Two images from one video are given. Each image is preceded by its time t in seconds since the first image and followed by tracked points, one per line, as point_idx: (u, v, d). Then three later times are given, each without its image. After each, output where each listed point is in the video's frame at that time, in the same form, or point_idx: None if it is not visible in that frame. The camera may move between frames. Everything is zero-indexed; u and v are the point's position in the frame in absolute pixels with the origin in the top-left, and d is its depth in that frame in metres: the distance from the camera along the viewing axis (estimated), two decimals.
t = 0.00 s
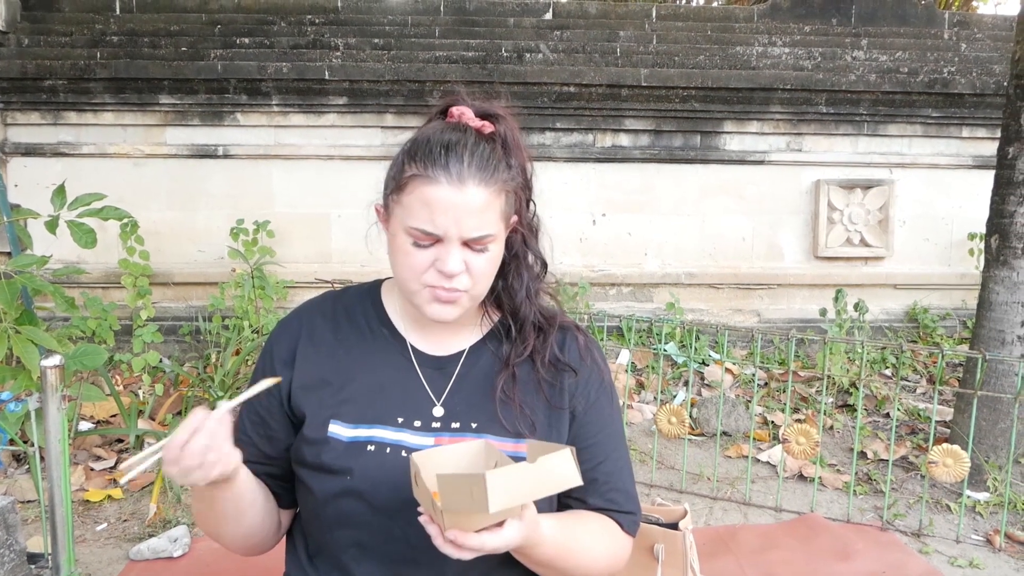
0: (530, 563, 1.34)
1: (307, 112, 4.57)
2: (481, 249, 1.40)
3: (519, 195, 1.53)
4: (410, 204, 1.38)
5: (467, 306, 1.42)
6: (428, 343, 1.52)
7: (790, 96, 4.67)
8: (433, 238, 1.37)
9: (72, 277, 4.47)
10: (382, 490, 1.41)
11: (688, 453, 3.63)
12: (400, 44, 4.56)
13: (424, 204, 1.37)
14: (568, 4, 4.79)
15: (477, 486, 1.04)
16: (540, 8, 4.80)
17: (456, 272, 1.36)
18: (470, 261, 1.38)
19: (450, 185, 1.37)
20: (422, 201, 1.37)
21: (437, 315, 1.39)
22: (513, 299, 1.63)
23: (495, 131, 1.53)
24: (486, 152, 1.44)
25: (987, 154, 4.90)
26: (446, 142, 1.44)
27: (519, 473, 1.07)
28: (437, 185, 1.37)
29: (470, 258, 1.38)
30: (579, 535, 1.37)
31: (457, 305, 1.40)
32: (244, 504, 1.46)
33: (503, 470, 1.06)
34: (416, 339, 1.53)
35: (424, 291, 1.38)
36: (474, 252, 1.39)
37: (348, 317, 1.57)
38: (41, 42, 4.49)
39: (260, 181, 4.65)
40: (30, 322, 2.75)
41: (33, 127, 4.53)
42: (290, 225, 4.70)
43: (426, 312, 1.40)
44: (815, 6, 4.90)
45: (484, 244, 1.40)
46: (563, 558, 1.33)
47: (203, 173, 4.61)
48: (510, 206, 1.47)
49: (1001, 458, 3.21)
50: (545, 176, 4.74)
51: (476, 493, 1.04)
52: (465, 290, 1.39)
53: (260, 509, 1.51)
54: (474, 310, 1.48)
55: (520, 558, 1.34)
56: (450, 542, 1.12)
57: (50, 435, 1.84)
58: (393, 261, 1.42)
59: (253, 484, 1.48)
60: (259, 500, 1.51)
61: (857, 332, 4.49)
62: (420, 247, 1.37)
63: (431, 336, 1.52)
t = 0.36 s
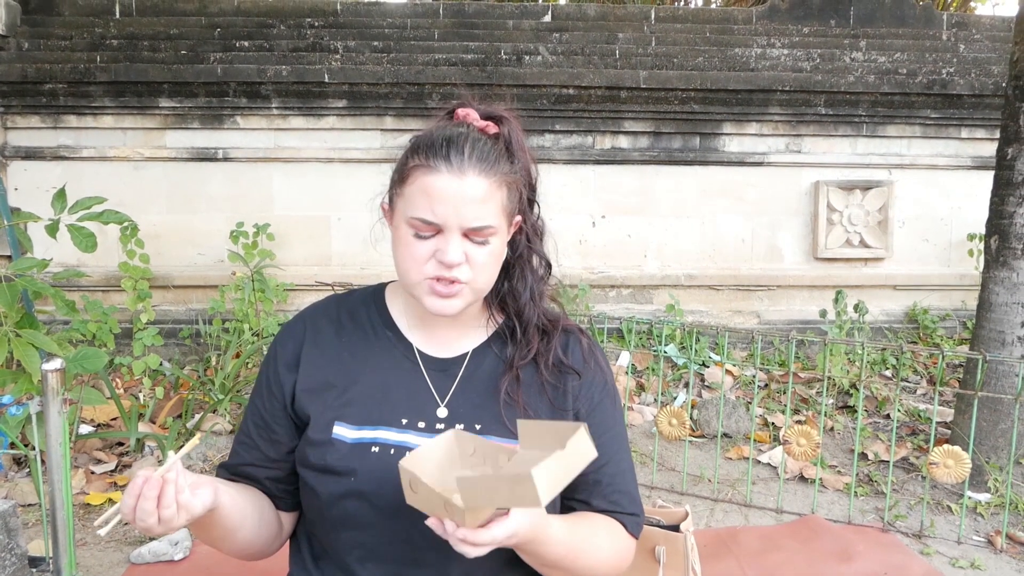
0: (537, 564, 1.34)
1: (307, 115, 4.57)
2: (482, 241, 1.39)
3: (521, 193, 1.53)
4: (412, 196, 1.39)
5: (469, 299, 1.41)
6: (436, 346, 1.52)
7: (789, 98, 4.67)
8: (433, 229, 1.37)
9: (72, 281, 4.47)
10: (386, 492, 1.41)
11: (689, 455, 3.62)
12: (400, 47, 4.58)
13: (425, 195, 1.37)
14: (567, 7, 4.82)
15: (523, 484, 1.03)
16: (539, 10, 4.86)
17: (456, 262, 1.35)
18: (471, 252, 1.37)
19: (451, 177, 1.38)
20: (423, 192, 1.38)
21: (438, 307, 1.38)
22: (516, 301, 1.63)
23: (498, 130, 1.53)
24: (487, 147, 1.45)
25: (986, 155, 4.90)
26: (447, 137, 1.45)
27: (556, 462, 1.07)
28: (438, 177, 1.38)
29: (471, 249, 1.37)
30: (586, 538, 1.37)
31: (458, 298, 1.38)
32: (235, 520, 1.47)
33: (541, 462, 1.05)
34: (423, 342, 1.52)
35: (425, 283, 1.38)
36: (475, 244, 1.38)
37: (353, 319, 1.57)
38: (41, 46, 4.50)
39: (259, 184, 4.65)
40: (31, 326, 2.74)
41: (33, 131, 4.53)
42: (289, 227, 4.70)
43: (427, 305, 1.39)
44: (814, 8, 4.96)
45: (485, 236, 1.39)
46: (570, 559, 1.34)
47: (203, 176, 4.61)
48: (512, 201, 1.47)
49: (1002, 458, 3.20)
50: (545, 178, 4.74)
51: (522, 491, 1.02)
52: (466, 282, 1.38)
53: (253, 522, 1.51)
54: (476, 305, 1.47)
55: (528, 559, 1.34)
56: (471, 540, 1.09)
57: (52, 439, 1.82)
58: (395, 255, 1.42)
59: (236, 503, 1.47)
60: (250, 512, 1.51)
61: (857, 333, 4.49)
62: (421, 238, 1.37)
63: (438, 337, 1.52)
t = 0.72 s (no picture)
0: (538, 565, 1.34)
1: (306, 116, 4.56)
2: (478, 244, 1.39)
3: (518, 194, 1.53)
4: (408, 198, 1.39)
5: (465, 300, 1.41)
6: (436, 349, 1.52)
7: (788, 99, 4.68)
8: (429, 232, 1.37)
9: (70, 282, 4.47)
10: (382, 493, 1.41)
11: (688, 456, 3.62)
12: (399, 48, 4.58)
13: (421, 197, 1.37)
14: (566, 8, 4.82)
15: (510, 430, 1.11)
16: (538, 12, 4.85)
17: (451, 265, 1.35)
18: (466, 254, 1.37)
19: (447, 179, 1.38)
20: (419, 194, 1.37)
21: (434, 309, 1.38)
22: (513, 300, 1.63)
23: (494, 131, 1.53)
24: (483, 149, 1.45)
25: (985, 155, 4.90)
26: (443, 138, 1.45)
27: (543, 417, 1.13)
28: (434, 179, 1.38)
29: (466, 251, 1.38)
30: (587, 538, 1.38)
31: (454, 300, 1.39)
32: (234, 518, 1.47)
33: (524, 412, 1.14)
34: (423, 347, 1.53)
35: (420, 285, 1.38)
36: (471, 246, 1.38)
37: (350, 322, 1.57)
38: (40, 47, 4.49)
39: (258, 185, 4.65)
40: (29, 328, 2.74)
41: (32, 132, 4.53)
42: (288, 228, 4.70)
43: (422, 306, 1.39)
44: (812, 10, 4.96)
45: (481, 238, 1.39)
46: (571, 558, 1.34)
47: (202, 178, 4.61)
48: (508, 202, 1.47)
49: (1001, 459, 3.21)
50: (543, 179, 4.74)
51: (512, 439, 1.10)
52: (461, 284, 1.39)
53: (251, 523, 1.51)
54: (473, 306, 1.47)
55: (529, 560, 1.34)
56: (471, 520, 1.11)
57: (50, 440, 1.79)
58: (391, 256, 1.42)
59: (234, 502, 1.47)
60: (248, 513, 1.51)
61: (857, 333, 4.49)
62: (416, 240, 1.37)
63: (438, 341, 1.53)
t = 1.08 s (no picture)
0: (536, 564, 1.34)
1: (305, 116, 4.56)
2: (473, 246, 1.40)
3: (511, 194, 1.53)
4: (402, 202, 1.39)
5: (461, 302, 1.42)
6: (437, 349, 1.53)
7: (786, 99, 4.69)
8: (423, 236, 1.37)
9: (68, 282, 4.47)
10: (379, 492, 1.42)
11: (686, 456, 3.63)
12: (397, 47, 4.57)
13: (415, 201, 1.37)
14: (565, 8, 4.82)
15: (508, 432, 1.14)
16: (536, 11, 4.85)
17: (446, 268, 1.36)
18: (461, 257, 1.38)
19: (440, 183, 1.38)
20: (412, 199, 1.38)
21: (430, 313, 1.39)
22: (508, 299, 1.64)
23: (487, 131, 1.54)
24: (475, 151, 1.45)
25: (982, 156, 4.91)
26: (436, 141, 1.45)
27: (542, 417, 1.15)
28: (428, 184, 1.38)
29: (460, 254, 1.38)
30: (588, 536, 1.38)
31: (449, 302, 1.40)
32: (229, 519, 1.47)
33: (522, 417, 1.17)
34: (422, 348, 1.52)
35: (416, 288, 1.38)
36: (464, 248, 1.39)
37: (346, 322, 1.57)
38: (37, 46, 4.49)
39: (257, 184, 4.65)
40: (27, 327, 2.74)
41: (30, 132, 4.52)
42: (286, 227, 4.70)
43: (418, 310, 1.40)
44: (811, 10, 4.96)
45: (476, 241, 1.39)
46: (568, 557, 1.34)
47: (200, 177, 4.61)
48: (502, 203, 1.47)
49: (998, 458, 3.21)
50: (541, 179, 4.75)
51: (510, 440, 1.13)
52: (457, 286, 1.39)
53: (247, 523, 1.52)
54: (469, 307, 1.48)
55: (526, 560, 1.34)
56: (467, 519, 1.11)
57: (47, 439, 1.78)
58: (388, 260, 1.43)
59: (228, 503, 1.47)
60: (243, 513, 1.51)
61: (854, 333, 4.50)
62: (411, 244, 1.38)
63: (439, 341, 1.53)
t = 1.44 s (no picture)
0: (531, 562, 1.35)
1: (301, 115, 4.56)
2: (467, 242, 1.40)
3: (505, 192, 1.54)
4: (396, 198, 1.40)
5: (455, 297, 1.42)
6: (440, 346, 1.53)
7: (782, 99, 4.70)
8: (418, 232, 1.38)
9: (63, 281, 4.46)
10: (373, 488, 1.42)
11: (682, 455, 3.64)
12: (394, 47, 4.57)
13: (409, 197, 1.37)
14: (561, 8, 4.82)
15: (502, 429, 1.16)
16: (533, 11, 4.83)
17: (440, 263, 1.36)
18: (455, 252, 1.38)
19: (434, 180, 1.38)
20: (406, 195, 1.38)
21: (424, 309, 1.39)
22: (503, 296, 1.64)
23: (482, 129, 1.54)
24: (470, 148, 1.46)
25: (977, 156, 4.93)
26: (430, 138, 1.46)
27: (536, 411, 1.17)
28: (422, 180, 1.38)
29: (454, 249, 1.38)
30: (584, 534, 1.39)
31: (443, 297, 1.40)
32: (223, 513, 1.48)
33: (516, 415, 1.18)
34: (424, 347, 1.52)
35: (410, 283, 1.38)
36: (458, 244, 1.39)
37: (341, 319, 1.58)
38: (33, 45, 4.47)
39: (253, 184, 4.65)
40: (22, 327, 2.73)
41: (25, 131, 4.52)
42: (282, 227, 4.70)
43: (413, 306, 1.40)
44: (807, 10, 4.96)
45: (470, 236, 1.39)
46: (564, 556, 1.35)
47: (196, 177, 4.61)
48: (496, 200, 1.47)
49: (992, 458, 3.23)
50: (538, 178, 4.75)
51: (503, 438, 1.15)
52: (451, 281, 1.39)
53: (239, 521, 1.52)
54: (464, 304, 1.48)
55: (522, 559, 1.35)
56: (463, 517, 1.12)
57: (42, 439, 1.77)
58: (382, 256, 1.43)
59: (222, 498, 1.48)
60: (238, 510, 1.52)
61: (850, 333, 4.51)
62: (405, 239, 1.38)
63: (439, 337, 1.54)
